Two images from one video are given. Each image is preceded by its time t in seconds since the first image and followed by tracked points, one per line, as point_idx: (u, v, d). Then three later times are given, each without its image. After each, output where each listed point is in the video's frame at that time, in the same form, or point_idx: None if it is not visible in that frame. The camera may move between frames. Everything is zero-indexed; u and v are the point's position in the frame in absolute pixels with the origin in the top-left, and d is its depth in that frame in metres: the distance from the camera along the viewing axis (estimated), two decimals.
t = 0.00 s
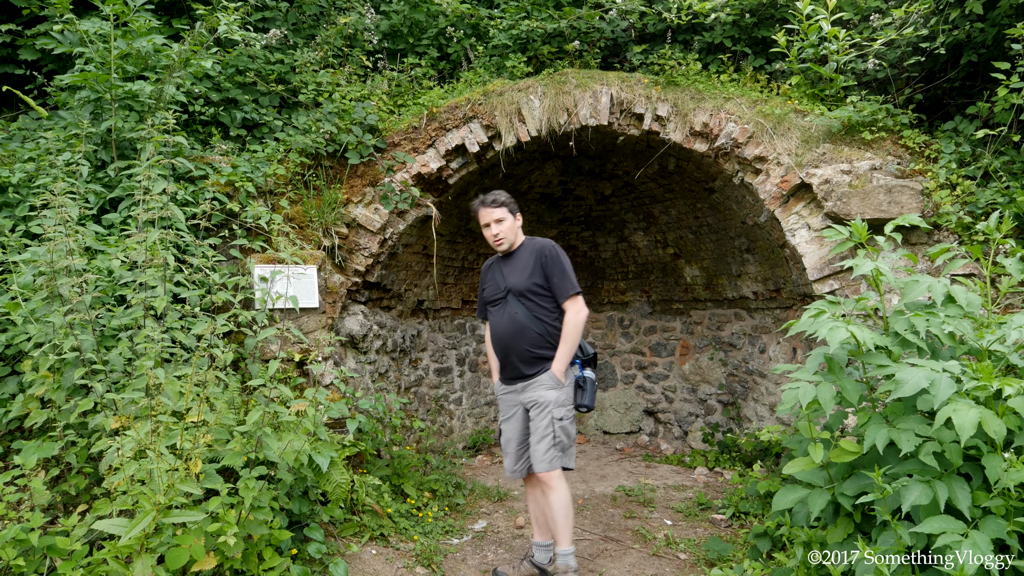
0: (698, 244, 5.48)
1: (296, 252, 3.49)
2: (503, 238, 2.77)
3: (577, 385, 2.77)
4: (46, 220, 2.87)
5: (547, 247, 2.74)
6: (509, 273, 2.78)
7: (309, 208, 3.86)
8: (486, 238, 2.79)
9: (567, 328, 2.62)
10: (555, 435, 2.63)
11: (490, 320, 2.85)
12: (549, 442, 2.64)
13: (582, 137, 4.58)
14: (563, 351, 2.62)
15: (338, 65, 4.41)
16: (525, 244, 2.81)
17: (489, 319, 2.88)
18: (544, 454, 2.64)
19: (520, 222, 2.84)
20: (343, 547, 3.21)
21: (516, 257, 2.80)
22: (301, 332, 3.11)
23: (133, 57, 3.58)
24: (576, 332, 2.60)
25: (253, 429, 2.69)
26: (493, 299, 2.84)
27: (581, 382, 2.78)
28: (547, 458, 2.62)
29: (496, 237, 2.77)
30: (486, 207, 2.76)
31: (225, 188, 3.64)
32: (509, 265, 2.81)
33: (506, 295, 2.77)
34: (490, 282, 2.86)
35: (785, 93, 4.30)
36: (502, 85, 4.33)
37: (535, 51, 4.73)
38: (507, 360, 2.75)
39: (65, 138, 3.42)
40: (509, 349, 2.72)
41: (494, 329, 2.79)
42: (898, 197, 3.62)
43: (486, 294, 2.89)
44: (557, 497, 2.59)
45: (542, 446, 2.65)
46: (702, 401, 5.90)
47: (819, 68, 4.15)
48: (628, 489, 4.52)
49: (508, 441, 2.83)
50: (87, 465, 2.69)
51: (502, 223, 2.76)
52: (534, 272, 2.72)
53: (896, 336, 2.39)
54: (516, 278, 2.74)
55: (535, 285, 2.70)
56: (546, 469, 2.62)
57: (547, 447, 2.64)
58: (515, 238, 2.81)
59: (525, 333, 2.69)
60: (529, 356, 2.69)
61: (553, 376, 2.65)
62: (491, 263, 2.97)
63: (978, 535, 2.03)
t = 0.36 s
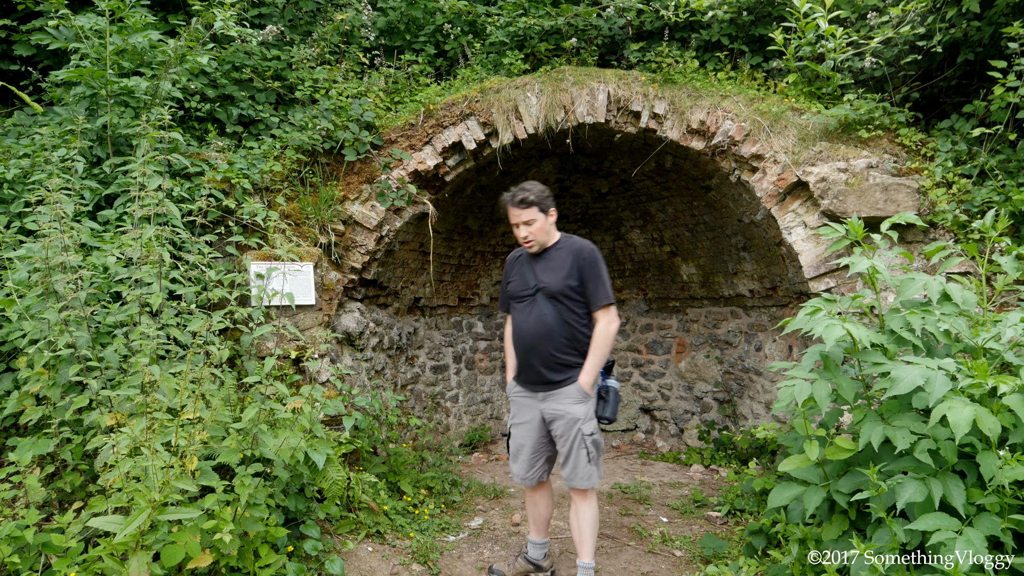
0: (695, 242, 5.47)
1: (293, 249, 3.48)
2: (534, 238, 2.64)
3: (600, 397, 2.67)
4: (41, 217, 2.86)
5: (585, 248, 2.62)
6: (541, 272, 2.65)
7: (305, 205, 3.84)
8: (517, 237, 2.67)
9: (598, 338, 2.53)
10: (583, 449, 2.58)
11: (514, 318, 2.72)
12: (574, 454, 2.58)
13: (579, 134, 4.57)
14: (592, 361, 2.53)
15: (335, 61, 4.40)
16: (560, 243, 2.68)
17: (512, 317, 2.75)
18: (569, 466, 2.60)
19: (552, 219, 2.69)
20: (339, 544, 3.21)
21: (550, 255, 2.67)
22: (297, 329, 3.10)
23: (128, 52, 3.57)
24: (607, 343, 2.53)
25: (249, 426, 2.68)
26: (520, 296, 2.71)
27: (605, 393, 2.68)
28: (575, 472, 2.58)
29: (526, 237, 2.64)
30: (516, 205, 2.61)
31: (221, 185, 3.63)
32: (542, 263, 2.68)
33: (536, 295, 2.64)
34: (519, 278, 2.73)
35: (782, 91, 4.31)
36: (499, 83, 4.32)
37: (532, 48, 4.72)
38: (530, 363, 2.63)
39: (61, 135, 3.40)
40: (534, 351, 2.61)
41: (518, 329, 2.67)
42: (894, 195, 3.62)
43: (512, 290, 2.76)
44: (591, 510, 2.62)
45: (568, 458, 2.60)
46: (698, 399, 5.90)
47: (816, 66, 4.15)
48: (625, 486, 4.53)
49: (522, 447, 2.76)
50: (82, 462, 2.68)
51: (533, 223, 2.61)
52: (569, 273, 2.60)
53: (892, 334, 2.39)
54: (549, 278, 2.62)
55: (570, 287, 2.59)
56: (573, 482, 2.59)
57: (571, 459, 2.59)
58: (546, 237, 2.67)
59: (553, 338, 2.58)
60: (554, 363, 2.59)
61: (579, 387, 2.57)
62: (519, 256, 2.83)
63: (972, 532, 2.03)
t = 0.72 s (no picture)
0: (692, 240, 5.48)
1: (289, 246, 3.47)
2: (568, 234, 2.52)
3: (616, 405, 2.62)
4: (36, 212, 2.84)
5: (619, 248, 2.60)
6: (573, 269, 2.60)
7: (302, 202, 3.83)
8: (549, 231, 2.54)
9: (627, 341, 2.53)
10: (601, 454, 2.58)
11: (539, 313, 2.65)
12: (593, 457, 2.57)
13: (576, 132, 4.57)
14: (620, 365, 2.53)
15: (332, 58, 4.39)
16: (592, 239, 2.63)
17: (535, 311, 2.67)
18: (585, 469, 2.58)
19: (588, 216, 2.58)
20: (335, 541, 3.21)
21: (583, 251, 2.62)
22: (293, 325, 3.10)
23: (124, 48, 3.56)
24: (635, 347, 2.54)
25: (244, 422, 2.68)
26: (547, 291, 2.63)
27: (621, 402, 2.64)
28: (591, 475, 2.56)
29: (561, 232, 2.52)
30: (556, 198, 2.47)
31: (217, 181, 3.62)
32: (574, 259, 2.62)
33: (567, 291, 2.59)
34: (547, 271, 2.64)
35: (779, 89, 4.31)
36: (496, 80, 4.32)
37: (530, 45, 4.71)
38: (556, 361, 2.58)
39: (56, 130, 3.38)
40: (562, 350, 2.56)
41: (545, 325, 2.60)
42: (890, 193, 3.61)
43: (537, 282, 2.67)
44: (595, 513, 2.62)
45: (584, 460, 2.58)
46: (695, 397, 5.91)
47: (814, 64, 4.15)
48: (621, 484, 4.53)
49: (528, 447, 2.63)
50: (77, 458, 2.67)
51: (572, 218, 2.49)
52: (604, 273, 2.58)
53: (888, 332, 2.40)
54: (583, 276, 2.58)
55: (604, 287, 2.57)
56: (587, 485, 2.58)
57: (588, 462, 2.58)
58: (580, 233, 2.57)
59: (584, 338, 2.55)
60: (582, 363, 2.56)
61: (605, 389, 2.56)
62: (542, 245, 2.71)
63: (966, 530, 2.04)
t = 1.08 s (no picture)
0: (689, 239, 5.49)
1: (286, 243, 3.47)
2: (554, 222, 2.35)
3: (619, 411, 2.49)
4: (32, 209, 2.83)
5: (609, 244, 2.44)
6: (568, 272, 2.38)
7: (299, 200, 3.83)
8: (533, 222, 2.35)
9: (627, 342, 2.39)
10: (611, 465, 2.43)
11: (534, 325, 2.36)
12: (603, 471, 2.42)
13: (574, 130, 4.57)
14: (622, 369, 2.39)
15: (329, 54, 4.39)
16: (578, 237, 2.44)
17: (528, 323, 2.38)
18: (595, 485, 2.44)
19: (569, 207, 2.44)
20: (332, 539, 3.21)
21: (572, 251, 2.41)
22: (290, 323, 3.09)
23: (120, 44, 3.55)
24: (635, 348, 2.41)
25: (241, 420, 2.67)
26: (541, 298, 2.37)
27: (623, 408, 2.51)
28: (604, 490, 2.43)
29: (547, 220, 2.34)
30: (535, 184, 2.34)
31: (214, 178, 3.61)
32: (566, 261, 2.40)
33: (564, 297, 2.35)
34: (537, 277, 2.39)
35: (777, 88, 4.30)
36: (494, 77, 4.31)
37: (528, 43, 4.70)
38: (560, 375, 2.34)
39: (51, 127, 3.37)
40: (567, 363, 2.32)
41: (544, 337, 2.34)
42: (887, 192, 3.63)
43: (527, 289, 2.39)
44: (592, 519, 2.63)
45: (594, 475, 2.43)
46: (692, 395, 5.91)
47: (812, 62, 4.15)
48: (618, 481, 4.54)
49: (535, 476, 2.38)
50: (73, 456, 2.66)
51: (555, 203, 2.35)
52: (599, 273, 2.39)
53: (884, 331, 2.40)
54: (579, 279, 2.36)
55: (602, 288, 2.38)
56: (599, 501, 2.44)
57: (600, 477, 2.42)
58: (565, 224, 2.40)
59: (588, 346, 2.34)
60: (586, 373, 2.35)
61: (610, 398, 2.40)
62: (523, 249, 2.47)
63: (962, 528, 2.04)
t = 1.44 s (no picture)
0: (687, 238, 5.50)
1: (284, 241, 3.47)
2: (519, 206, 2.21)
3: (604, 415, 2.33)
4: (29, 207, 2.83)
5: (583, 229, 2.32)
6: (543, 261, 2.24)
7: (297, 198, 3.83)
8: (497, 211, 2.20)
9: (611, 331, 2.24)
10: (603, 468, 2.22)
11: (513, 320, 2.17)
12: (597, 475, 2.20)
13: (572, 129, 4.57)
14: (608, 361, 2.24)
15: (327, 53, 4.38)
16: (547, 224, 2.32)
17: (506, 319, 2.19)
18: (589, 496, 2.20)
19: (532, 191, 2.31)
20: (330, 537, 3.21)
21: (544, 239, 2.28)
22: (287, 321, 3.08)
23: (118, 42, 3.53)
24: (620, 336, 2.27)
25: (238, 418, 2.67)
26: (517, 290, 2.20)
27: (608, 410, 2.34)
28: (598, 502, 2.18)
29: (512, 206, 2.19)
30: (493, 169, 2.20)
31: (211, 176, 3.61)
32: (539, 249, 2.26)
33: (543, 287, 2.19)
34: (511, 269, 2.24)
35: (775, 87, 4.31)
36: (493, 75, 4.30)
37: (526, 41, 4.70)
38: (544, 372, 2.16)
39: (49, 124, 3.36)
40: (550, 358, 2.15)
41: (525, 332, 2.16)
42: (885, 191, 3.63)
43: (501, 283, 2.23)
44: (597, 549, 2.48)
45: (588, 483, 2.19)
46: (689, 394, 5.91)
47: (810, 61, 4.16)
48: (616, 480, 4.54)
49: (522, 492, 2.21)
50: (70, 454, 2.65)
51: (518, 186, 2.21)
52: (577, 260, 2.26)
53: (882, 330, 2.40)
54: (557, 268, 2.22)
55: (580, 275, 2.24)
56: (597, 510, 2.18)
57: (594, 485, 2.19)
58: (532, 208, 2.26)
59: (571, 338, 2.18)
60: (572, 368, 2.19)
61: (599, 394, 2.22)
62: (490, 244, 2.32)
63: (959, 527, 2.04)
